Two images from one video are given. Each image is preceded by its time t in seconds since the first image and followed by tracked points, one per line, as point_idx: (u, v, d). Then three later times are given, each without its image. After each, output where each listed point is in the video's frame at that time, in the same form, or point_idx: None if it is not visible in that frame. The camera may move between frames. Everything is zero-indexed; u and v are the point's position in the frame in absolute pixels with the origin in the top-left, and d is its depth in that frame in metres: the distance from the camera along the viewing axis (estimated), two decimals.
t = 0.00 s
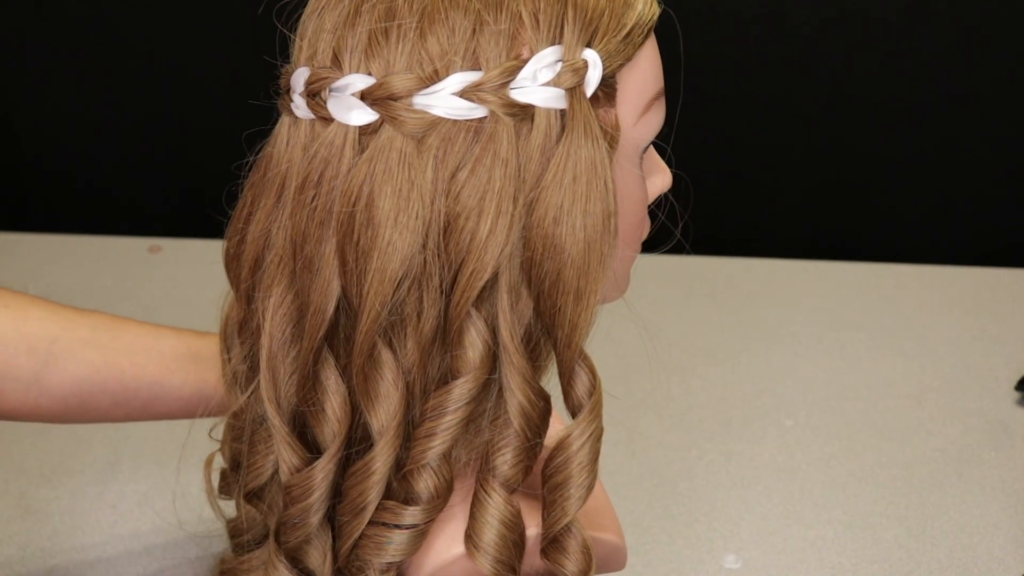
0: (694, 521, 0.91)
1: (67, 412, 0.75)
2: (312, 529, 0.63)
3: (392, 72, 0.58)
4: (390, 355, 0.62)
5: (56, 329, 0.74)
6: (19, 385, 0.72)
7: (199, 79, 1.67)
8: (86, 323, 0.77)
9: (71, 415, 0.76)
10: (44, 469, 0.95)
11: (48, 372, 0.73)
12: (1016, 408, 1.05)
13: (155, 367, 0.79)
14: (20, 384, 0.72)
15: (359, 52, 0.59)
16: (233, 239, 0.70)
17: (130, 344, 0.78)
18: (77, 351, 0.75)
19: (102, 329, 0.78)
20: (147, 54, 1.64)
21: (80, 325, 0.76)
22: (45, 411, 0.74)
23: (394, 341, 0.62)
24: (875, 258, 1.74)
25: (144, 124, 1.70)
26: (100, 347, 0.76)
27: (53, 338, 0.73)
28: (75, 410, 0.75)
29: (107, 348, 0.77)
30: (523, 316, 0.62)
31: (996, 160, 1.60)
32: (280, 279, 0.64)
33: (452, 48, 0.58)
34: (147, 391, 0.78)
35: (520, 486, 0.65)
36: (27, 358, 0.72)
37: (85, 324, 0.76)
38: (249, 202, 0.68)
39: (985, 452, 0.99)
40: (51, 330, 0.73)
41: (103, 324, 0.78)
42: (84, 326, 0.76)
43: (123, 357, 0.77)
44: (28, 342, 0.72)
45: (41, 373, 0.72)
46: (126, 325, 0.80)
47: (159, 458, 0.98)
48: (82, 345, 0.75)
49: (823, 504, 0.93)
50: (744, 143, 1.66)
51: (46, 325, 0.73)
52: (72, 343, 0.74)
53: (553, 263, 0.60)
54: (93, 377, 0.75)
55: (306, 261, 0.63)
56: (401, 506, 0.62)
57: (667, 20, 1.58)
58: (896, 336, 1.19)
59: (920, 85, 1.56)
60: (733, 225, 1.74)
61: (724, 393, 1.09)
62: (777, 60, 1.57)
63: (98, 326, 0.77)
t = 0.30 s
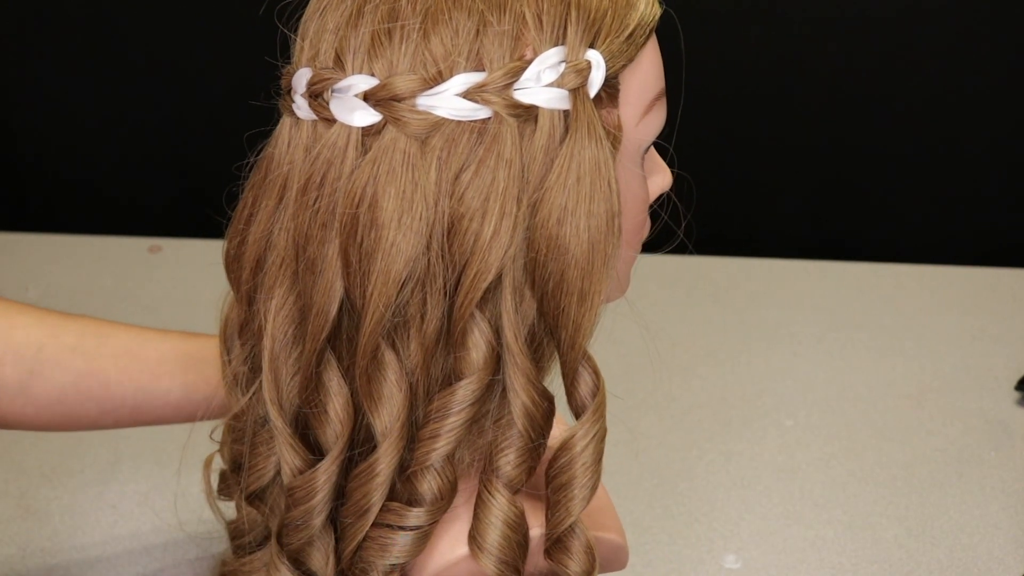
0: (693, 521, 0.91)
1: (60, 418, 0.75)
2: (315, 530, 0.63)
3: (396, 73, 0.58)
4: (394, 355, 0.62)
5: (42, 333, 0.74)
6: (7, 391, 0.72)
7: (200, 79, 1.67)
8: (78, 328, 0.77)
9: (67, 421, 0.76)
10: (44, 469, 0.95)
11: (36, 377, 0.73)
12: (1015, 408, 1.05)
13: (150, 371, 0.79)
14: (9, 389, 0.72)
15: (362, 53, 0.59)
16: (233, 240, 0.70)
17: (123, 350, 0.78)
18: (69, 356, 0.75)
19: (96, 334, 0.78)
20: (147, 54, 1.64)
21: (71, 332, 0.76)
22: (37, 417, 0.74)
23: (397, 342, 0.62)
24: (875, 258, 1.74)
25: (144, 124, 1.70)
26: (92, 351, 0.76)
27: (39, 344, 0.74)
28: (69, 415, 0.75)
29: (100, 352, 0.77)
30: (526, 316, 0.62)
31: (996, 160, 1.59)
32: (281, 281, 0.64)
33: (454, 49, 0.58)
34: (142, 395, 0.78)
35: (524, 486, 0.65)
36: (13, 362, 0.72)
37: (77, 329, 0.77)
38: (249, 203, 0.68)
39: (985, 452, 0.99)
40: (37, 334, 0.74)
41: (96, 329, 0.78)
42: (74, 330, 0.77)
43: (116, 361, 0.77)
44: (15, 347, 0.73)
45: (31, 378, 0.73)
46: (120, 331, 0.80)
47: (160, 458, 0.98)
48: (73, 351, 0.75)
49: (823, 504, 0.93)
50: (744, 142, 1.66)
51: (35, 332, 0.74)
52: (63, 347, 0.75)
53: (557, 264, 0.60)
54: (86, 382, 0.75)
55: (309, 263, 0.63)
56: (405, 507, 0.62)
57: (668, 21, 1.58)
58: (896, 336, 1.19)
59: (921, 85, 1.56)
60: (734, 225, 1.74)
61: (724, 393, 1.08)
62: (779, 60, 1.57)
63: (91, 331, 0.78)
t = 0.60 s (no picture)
0: (693, 521, 0.91)
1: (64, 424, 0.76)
2: (318, 532, 0.63)
3: (398, 75, 0.58)
4: (396, 357, 0.62)
5: (39, 342, 0.76)
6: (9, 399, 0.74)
7: (200, 79, 1.66)
8: (78, 338, 0.79)
9: (68, 424, 0.76)
10: (43, 469, 0.95)
11: (37, 386, 0.75)
12: (1015, 408, 1.05)
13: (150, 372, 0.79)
14: (11, 397, 0.74)
15: (363, 55, 0.59)
16: (234, 242, 0.70)
17: (123, 353, 0.79)
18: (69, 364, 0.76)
19: (97, 343, 0.79)
20: (148, 54, 1.64)
21: (72, 342, 0.78)
22: (41, 423, 0.75)
23: (399, 344, 0.62)
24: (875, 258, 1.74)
25: (144, 124, 1.70)
26: (92, 357, 0.78)
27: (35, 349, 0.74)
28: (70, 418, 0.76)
29: (100, 358, 0.78)
30: (529, 318, 0.62)
31: (997, 160, 1.59)
32: (283, 283, 0.64)
33: (457, 50, 0.58)
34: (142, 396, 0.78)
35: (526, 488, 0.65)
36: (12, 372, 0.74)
37: (77, 338, 0.79)
38: (250, 205, 0.68)
39: (985, 452, 0.99)
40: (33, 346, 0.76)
41: (96, 337, 0.80)
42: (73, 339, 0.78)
43: (116, 365, 0.78)
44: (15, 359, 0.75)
45: (33, 388, 0.74)
46: (121, 337, 0.81)
47: (161, 458, 0.98)
48: (74, 359, 0.77)
49: (823, 504, 0.93)
50: (744, 142, 1.66)
51: (34, 345, 0.76)
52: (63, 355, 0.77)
53: (559, 266, 0.60)
54: (87, 387, 0.76)
55: (310, 264, 0.63)
56: (407, 509, 0.61)
57: (668, 21, 1.58)
58: (896, 336, 1.19)
59: (921, 85, 1.56)
60: (734, 225, 1.73)
61: (724, 393, 1.08)
62: (779, 60, 1.57)
63: (91, 339, 0.79)
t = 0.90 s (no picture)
0: (693, 521, 0.91)
1: (54, 435, 0.74)
2: (319, 533, 0.63)
3: (399, 75, 0.58)
4: (397, 357, 0.62)
5: (23, 352, 0.73)
6: None
7: (200, 79, 1.67)
8: (61, 343, 0.76)
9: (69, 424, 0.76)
10: (44, 469, 0.95)
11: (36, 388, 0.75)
12: (1016, 408, 1.05)
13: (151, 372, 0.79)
14: None
15: (364, 55, 0.59)
16: (234, 242, 0.70)
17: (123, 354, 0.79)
18: (57, 371, 0.74)
19: (90, 345, 0.77)
20: (148, 53, 1.64)
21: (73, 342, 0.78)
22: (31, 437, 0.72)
23: (400, 345, 0.62)
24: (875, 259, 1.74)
25: (144, 123, 1.70)
26: (80, 364, 0.75)
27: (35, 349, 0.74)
28: (67, 425, 0.74)
29: (93, 361, 0.76)
30: (530, 318, 0.62)
31: (997, 160, 1.59)
32: (283, 283, 0.64)
33: (458, 51, 0.58)
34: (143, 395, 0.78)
35: (526, 488, 0.65)
36: None
37: (61, 344, 0.76)
38: (251, 206, 0.68)
39: (986, 452, 0.99)
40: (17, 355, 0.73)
41: (84, 344, 0.77)
42: (58, 346, 0.75)
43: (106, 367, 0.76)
44: None
45: (21, 400, 0.72)
46: (110, 339, 0.78)
47: (161, 459, 0.98)
48: (61, 366, 0.74)
49: (823, 504, 0.93)
50: (745, 142, 1.66)
51: (36, 343, 0.74)
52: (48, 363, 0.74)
53: (560, 267, 0.60)
54: (77, 396, 0.74)
55: (311, 265, 0.63)
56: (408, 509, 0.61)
57: (669, 21, 1.58)
58: (896, 336, 1.19)
59: (922, 86, 1.56)
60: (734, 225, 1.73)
61: (723, 393, 1.08)
62: (780, 60, 1.57)
63: (77, 344, 0.76)
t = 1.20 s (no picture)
0: (693, 521, 0.91)
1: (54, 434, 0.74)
2: (319, 532, 0.63)
3: (399, 74, 0.58)
4: (396, 356, 0.62)
5: (27, 347, 0.73)
6: None
7: (200, 77, 1.67)
8: (66, 338, 0.76)
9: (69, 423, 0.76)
10: (44, 468, 0.95)
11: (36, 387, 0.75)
12: (1016, 408, 1.05)
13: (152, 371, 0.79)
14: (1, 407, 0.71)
15: (365, 54, 0.59)
16: (235, 241, 0.70)
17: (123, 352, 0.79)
18: (61, 366, 0.74)
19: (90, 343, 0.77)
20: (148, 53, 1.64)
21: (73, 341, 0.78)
22: (36, 434, 0.72)
23: (400, 344, 0.62)
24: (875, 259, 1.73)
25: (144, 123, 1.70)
26: (80, 362, 0.75)
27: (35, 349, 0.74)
28: (69, 424, 0.74)
29: (92, 361, 0.76)
30: (529, 317, 0.62)
31: (998, 160, 1.59)
32: (283, 282, 0.64)
33: (458, 50, 0.58)
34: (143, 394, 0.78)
35: (525, 487, 0.65)
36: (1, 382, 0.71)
37: (66, 339, 0.76)
38: (251, 205, 0.68)
39: (986, 453, 0.99)
40: (20, 350, 0.73)
41: (88, 339, 0.77)
42: (60, 341, 0.75)
43: (111, 362, 0.76)
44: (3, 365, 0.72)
45: (25, 395, 0.72)
46: (111, 334, 0.78)
47: (161, 458, 0.98)
48: (66, 361, 0.74)
49: (823, 504, 0.93)
50: (745, 142, 1.66)
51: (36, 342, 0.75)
52: (52, 358, 0.74)
53: (560, 266, 0.60)
54: (79, 392, 0.74)
55: (311, 263, 0.63)
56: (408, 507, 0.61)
57: (669, 21, 1.58)
58: (896, 336, 1.19)
59: (923, 85, 1.56)
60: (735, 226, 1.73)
61: (723, 394, 1.08)
62: (780, 60, 1.57)
63: (82, 340, 0.76)
